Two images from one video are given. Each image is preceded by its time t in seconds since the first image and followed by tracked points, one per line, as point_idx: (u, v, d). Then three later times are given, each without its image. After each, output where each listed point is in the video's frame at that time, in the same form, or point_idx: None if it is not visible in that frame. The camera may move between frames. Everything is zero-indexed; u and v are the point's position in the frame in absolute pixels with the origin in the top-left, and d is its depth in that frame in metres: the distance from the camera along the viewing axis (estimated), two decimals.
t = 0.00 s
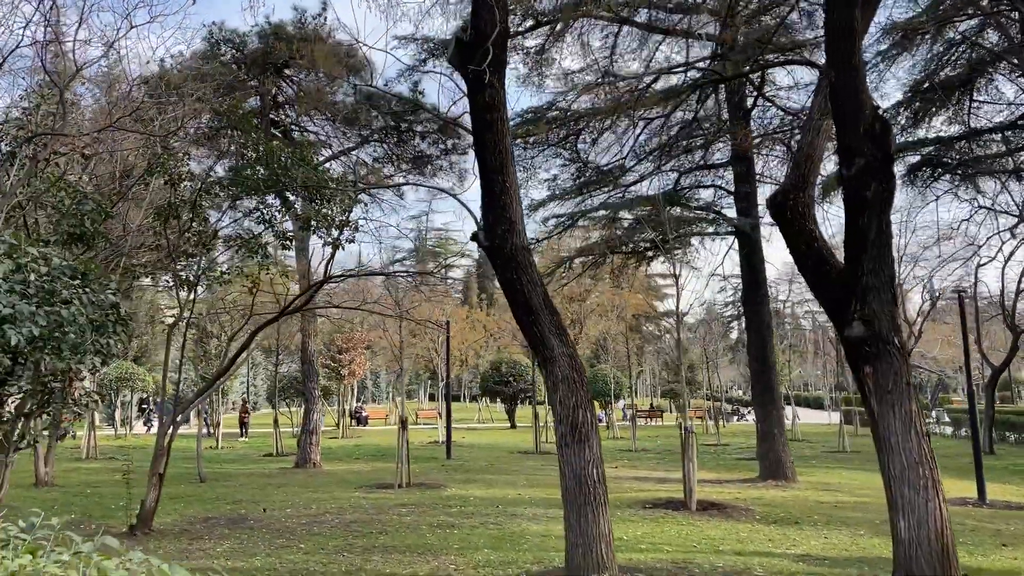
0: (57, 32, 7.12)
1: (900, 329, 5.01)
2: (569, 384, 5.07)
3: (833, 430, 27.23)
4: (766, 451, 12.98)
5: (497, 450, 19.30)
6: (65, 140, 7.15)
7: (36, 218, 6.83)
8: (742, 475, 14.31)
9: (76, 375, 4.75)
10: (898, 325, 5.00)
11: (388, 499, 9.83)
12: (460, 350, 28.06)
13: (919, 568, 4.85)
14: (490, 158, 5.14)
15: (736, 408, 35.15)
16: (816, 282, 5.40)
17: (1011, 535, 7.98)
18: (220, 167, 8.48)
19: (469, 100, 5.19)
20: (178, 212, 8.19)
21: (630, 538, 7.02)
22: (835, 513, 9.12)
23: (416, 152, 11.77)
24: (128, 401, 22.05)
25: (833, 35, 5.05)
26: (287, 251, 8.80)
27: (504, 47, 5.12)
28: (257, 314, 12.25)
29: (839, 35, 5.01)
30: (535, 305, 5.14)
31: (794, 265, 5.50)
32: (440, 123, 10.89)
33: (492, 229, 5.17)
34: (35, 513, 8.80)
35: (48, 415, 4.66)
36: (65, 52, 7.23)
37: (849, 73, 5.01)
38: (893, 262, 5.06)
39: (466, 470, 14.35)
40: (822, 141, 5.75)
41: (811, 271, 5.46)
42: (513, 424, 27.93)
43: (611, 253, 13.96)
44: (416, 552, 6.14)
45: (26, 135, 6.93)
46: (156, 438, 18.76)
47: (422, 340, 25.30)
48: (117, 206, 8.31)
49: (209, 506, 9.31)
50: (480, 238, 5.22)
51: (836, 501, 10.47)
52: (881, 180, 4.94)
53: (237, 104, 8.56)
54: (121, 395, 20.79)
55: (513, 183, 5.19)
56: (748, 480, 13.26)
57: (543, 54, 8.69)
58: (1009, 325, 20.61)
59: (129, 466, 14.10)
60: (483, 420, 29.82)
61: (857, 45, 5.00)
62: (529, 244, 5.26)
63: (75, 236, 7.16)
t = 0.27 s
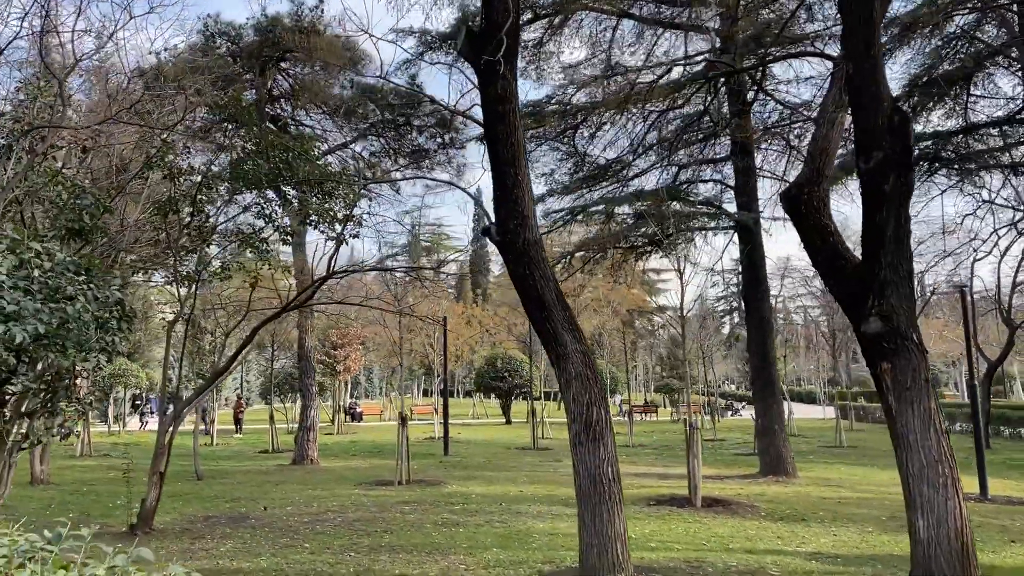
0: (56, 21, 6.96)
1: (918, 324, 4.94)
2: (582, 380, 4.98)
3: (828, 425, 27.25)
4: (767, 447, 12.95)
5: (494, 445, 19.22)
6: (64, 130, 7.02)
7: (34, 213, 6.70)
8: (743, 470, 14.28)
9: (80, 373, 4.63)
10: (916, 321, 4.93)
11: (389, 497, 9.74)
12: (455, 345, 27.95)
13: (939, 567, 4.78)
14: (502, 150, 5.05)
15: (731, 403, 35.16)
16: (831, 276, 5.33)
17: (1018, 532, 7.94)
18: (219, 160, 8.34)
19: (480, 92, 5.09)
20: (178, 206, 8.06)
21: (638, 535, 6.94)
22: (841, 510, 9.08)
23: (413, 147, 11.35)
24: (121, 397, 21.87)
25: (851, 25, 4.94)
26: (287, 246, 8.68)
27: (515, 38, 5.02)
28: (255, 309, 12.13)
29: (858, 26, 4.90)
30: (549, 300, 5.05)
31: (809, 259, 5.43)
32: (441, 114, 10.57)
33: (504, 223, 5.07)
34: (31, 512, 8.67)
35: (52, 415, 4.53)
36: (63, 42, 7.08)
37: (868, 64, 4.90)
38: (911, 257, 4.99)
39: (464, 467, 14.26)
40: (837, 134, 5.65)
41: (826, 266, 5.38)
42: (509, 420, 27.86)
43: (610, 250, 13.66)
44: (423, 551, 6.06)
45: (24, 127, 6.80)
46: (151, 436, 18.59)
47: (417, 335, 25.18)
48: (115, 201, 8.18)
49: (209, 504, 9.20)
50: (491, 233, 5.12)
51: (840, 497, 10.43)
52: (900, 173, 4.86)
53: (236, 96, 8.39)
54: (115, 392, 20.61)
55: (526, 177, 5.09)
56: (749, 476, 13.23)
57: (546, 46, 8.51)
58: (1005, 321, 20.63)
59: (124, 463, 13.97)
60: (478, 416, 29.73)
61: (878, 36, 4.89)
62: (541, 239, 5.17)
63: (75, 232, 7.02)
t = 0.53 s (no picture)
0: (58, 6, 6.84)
1: (939, 312, 4.88)
2: (601, 369, 4.91)
3: (824, 418, 27.29)
4: (769, 438, 12.93)
5: (492, 438, 19.16)
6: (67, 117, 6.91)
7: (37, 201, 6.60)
8: (744, 462, 14.25)
9: (91, 361, 4.53)
10: (937, 308, 4.88)
11: (393, 489, 9.67)
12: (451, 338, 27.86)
13: (961, 555, 4.73)
14: (519, 136, 4.97)
15: (726, 396, 35.17)
16: (849, 264, 5.27)
17: None
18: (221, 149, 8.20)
19: (496, 76, 5.02)
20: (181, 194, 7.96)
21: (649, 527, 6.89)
22: (847, 501, 9.05)
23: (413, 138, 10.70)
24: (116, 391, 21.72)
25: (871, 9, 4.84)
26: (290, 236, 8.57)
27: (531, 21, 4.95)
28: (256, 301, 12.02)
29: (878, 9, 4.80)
30: (566, 288, 4.98)
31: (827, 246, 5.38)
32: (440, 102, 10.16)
33: (520, 209, 5.01)
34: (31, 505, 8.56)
35: (62, 403, 4.43)
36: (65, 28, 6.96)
37: (888, 50, 4.80)
38: (932, 244, 4.93)
39: (465, 459, 14.19)
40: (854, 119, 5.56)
41: (844, 253, 5.32)
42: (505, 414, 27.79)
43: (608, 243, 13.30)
44: (435, 542, 5.99)
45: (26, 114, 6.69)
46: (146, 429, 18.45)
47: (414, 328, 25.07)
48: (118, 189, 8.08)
49: (212, 497, 9.11)
50: (507, 219, 5.05)
51: (844, 489, 10.41)
52: (921, 159, 4.83)
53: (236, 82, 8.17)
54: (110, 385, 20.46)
55: (543, 163, 5.01)
56: (751, 468, 13.21)
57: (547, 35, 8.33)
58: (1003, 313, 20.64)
59: (121, 457, 13.86)
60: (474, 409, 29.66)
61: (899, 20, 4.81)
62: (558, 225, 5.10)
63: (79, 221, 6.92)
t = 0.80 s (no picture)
0: None
1: (958, 311, 4.83)
2: (616, 369, 4.83)
3: (819, 415, 27.30)
4: (769, 436, 12.90)
5: (488, 436, 19.07)
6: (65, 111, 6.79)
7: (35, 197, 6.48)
8: (743, 460, 14.22)
9: (99, 361, 4.42)
10: (956, 307, 4.82)
11: (393, 488, 9.58)
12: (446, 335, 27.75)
13: (980, 558, 4.67)
14: (533, 131, 4.88)
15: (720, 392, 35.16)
16: (866, 262, 5.21)
17: None
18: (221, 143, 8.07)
19: (509, 70, 4.94)
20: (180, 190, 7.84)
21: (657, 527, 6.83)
22: (851, 499, 9.01)
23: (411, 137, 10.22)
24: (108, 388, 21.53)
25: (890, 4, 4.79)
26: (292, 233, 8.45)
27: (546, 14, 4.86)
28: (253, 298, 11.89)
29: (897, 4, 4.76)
30: (580, 286, 4.89)
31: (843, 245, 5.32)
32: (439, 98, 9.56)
33: (533, 206, 4.92)
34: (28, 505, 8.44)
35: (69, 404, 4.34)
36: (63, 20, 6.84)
37: (908, 45, 4.77)
38: (951, 242, 4.88)
39: (464, 458, 14.10)
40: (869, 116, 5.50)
41: (860, 252, 5.26)
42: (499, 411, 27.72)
43: (608, 242, 12.78)
44: (444, 543, 5.91)
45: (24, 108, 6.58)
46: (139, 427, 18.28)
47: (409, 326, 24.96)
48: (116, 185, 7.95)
49: (211, 496, 9.00)
50: (520, 216, 4.96)
51: (846, 487, 10.38)
52: (941, 156, 4.75)
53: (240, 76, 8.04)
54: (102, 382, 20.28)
55: (557, 159, 4.93)
56: (751, 466, 13.18)
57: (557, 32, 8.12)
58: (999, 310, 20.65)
59: (116, 455, 13.73)
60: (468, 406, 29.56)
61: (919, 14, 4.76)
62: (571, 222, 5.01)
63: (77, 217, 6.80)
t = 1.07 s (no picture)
0: None
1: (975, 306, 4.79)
2: (630, 364, 4.76)
3: (813, 411, 27.32)
4: (768, 432, 12.88)
5: (484, 432, 18.99)
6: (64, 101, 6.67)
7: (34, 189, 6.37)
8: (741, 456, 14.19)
9: (105, 354, 4.33)
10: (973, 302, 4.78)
11: (394, 484, 9.49)
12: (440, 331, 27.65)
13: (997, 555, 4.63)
14: (546, 122, 4.81)
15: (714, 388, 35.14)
16: (880, 256, 5.16)
17: None
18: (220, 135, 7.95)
19: (521, 60, 4.86)
20: (179, 183, 7.72)
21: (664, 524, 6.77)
22: (854, 495, 8.98)
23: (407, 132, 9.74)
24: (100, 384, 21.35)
25: None
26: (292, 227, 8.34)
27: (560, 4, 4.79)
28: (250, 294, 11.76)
29: None
30: (594, 280, 4.81)
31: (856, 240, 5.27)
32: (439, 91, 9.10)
33: (546, 199, 4.85)
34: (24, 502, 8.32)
35: (75, 399, 4.26)
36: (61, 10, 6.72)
37: (927, 36, 4.74)
38: (968, 237, 4.84)
39: (462, 454, 14.01)
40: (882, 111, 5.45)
41: (874, 247, 5.21)
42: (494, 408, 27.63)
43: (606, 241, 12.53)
44: (451, 540, 5.84)
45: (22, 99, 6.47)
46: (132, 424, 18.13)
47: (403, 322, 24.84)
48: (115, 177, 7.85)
49: (209, 493, 8.89)
50: (533, 209, 4.89)
51: (848, 483, 10.35)
52: (959, 149, 4.72)
53: (240, 66, 7.91)
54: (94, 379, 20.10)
55: (570, 151, 4.85)
56: (750, 462, 13.16)
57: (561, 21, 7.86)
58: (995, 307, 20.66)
59: (110, 451, 13.60)
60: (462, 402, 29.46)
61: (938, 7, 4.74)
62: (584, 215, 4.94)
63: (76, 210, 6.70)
